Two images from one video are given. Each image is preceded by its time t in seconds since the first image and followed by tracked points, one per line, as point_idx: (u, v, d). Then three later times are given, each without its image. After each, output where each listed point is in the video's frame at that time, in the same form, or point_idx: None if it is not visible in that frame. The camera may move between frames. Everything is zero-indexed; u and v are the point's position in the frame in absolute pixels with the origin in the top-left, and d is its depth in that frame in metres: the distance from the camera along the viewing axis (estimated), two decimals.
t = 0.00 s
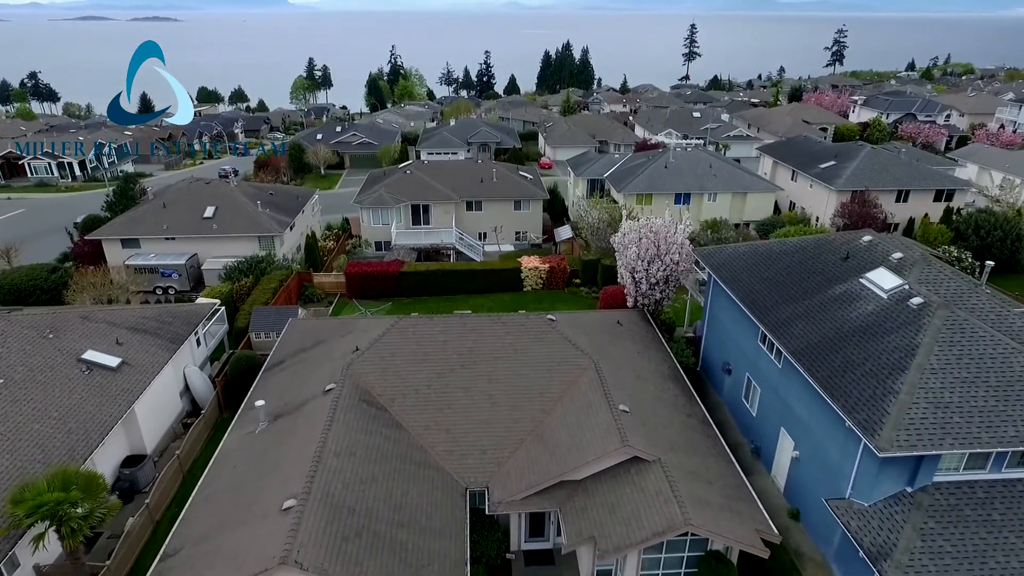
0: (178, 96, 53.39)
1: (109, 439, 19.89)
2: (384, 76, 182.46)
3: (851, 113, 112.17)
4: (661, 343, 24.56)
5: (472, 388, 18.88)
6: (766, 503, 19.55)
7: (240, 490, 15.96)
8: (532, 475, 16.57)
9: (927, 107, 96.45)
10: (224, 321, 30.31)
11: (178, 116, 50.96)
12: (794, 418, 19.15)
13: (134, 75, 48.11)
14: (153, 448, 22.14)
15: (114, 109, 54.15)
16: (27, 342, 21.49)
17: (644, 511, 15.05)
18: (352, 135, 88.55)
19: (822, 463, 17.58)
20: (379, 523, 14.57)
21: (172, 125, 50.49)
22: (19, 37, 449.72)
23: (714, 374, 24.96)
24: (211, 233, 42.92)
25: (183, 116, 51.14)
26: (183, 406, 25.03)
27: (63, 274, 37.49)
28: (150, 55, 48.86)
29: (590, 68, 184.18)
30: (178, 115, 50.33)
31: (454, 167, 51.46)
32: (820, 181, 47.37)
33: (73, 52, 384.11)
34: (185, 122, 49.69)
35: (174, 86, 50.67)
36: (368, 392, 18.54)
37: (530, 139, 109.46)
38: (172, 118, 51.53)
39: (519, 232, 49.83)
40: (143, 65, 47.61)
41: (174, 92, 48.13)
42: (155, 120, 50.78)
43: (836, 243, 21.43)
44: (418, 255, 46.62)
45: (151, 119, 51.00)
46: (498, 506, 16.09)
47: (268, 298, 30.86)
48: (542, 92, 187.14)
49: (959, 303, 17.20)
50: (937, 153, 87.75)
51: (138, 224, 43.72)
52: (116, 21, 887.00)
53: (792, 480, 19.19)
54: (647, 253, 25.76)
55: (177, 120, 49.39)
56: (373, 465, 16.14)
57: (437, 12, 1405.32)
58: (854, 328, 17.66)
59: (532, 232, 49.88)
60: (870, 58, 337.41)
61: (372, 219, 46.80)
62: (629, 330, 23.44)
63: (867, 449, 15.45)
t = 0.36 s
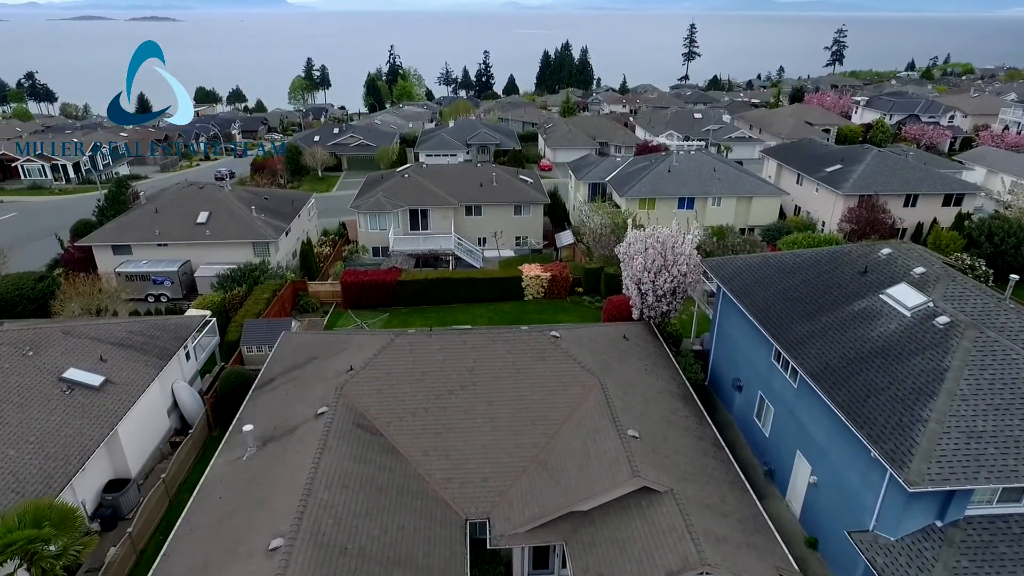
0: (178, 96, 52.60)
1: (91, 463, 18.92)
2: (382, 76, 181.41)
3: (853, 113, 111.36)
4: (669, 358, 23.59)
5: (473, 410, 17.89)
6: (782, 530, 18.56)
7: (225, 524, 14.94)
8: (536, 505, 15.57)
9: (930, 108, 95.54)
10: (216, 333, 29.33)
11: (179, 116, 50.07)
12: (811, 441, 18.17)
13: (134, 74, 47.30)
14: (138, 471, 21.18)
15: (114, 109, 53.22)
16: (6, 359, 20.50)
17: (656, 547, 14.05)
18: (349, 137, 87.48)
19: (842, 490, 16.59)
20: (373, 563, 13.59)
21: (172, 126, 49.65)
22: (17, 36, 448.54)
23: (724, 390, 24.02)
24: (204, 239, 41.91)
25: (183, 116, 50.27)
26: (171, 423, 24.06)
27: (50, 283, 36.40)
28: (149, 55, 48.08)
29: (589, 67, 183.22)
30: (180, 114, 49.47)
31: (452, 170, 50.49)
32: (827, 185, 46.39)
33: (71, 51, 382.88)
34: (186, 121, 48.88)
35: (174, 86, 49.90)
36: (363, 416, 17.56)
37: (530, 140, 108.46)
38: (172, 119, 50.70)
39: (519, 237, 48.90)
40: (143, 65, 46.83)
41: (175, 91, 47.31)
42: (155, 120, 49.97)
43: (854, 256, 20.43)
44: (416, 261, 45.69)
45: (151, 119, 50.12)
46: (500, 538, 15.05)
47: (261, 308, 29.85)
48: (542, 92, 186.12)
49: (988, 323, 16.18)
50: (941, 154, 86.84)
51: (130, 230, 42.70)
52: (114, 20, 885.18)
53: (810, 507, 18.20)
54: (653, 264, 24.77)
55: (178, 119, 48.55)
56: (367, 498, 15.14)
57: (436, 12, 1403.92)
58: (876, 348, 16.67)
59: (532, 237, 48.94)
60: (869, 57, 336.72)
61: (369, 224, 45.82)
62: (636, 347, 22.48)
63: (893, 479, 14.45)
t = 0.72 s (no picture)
0: (178, 96, 51.56)
1: (72, 489, 17.87)
2: (383, 74, 180.14)
3: (859, 112, 109.99)
4: (682, 374, 22.47)
5: (477, 436, 16.76)
6: (805, 561, 17.43)
7: (209, 563, 13.83)
8: (545, 541, 14.39)
9: (938, 107, 94.19)
10: (208, 343, 28.30)
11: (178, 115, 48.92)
12: (837, 467, 17.03)
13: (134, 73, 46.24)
14: (124, 494, 20.16)
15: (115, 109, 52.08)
16: None
17: None
18: (349, 136, 86.23)
19: (873, 523, 15.45)
20: None
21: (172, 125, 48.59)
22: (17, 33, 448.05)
23: (739, 407, 22.91)
24: (199, 244, 40.80)
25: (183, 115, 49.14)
26: (159, 440, 22.97)
27: (38, 290, 35.25)
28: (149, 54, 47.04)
29: (591, 64, 181.82)
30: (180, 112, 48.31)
31: (454, 172, 49.31)
32: (838, 188, 45.18)
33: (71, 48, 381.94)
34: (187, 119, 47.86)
35: (174, 85, 48.90)
36: (359, 442, 16.45)
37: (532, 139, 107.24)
38: (171, 119, 49.62)
39: (523, 240, 47.74)
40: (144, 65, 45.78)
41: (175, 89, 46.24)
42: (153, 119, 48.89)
43: (881, 269, 19.27)
44: (417, 265, 44.45)
45: (150, 119, 49.13)
46: None
47: (256, 318, 28.72)
48: (543, 90, 184.71)
49: None
50: (949, 154, 85.53)
51: (123, 234, 41.56)
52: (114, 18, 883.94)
53: (835, 537, 17.08)
54: (665, 274, 23.62)
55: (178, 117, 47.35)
56: (362, 536, 14.01)
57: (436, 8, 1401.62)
58: (909, 371, 15.52)
59: (536, 241, 47.78)
60: (873, 55, 335.15)
61: (368, 228, 44.66)
62: (647, 364, 21.37)
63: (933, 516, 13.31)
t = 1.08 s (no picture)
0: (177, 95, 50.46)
1: (52, 511, 16.76)
2: (383, 65, 178.22)
3: (865, 104, 108.37)
4: (697, 385, 21.35)
5: (483, 458, 15.63)
6: None
7: None
8: None
9: (947, 99, 92.60)
10: (202, 348, 27.22)
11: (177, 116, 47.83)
12: (866, 491, 15.88)
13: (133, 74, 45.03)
14: (110, 514, 19.07)
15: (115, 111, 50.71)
16: None
17: None
18: (348, 129, 84.65)
19: (908, 554, 14.32)
20: None
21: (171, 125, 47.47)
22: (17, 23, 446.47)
23: (757, 420, 21.83)
24: (194, 242, 39.62)
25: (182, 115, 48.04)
26: (150, 453, 21.88)
27: (26, 293, 34.00)
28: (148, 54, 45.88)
29: (593, 55, 179.83)
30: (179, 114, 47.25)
31: (455, 167, 47.96)
32: (850, 184, 43.88)
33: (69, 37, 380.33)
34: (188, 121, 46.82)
35: (174, 85, 47.82)
36: (358, 466, 15.35)
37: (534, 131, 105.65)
38: (169, 119, 48.45)
39: (526, 238, 46.54)
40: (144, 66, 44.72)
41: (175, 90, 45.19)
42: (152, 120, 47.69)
43: (914, 278, 18.09)
44: (418, 264, 43.26)
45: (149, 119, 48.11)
46: None
47: (251, 323, 27.57)
48: (544, 81, 182.74)
49: None
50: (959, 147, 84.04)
51: (115, 232, 40.35)
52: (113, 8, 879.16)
53: (863, 565, 15.99)
54: (679, 280, 22.41)
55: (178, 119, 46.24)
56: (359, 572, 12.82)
57: None
58: (950, 392, 14.37)
59: (540, 238, 46.56)
60: (876, 46, 332.42)
61: (368, 225, 43.47)
62: (662, 376, 20.22)
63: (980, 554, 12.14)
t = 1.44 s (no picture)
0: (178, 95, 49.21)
1: (27, 543, 15.52)
2: (383, 54, 176.06)
3: (874, 93, 106.45)
4: (718, 398, 20.05)
5: (493, 487, 14.20)
6: None
7: None
8: None
9: (959, 89, 90.65)
10: (193, 354, 25.98)
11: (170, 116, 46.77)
12: (909, 523, 14.56)
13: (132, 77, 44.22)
14: (92, 539, 17.90)
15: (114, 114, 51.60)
16: None
17: None
18: (347, 119, 82.93)
19: None
20: None
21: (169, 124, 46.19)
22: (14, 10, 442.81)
23: (781, 436, 20.57)
24: (188, 239, 38.23)
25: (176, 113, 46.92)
26: (136, 469, 20.65)
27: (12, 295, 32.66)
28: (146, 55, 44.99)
29: (595, 43, 177.56)
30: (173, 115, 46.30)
31: (457, 161, 46.50)
32: (867, 178, 42.31)
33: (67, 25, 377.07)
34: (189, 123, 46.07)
35: (175, 86, 46.66)
36: (354, 497, 13.95)
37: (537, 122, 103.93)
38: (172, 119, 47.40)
39: (531, 233, 45.16)
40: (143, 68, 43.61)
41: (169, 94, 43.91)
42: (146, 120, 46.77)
43: (958, 289, 16.72)
44: (419, 261, 41.89)
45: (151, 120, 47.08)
46: None
47: (245, 327, 26.25)
48: (546, 70, 180.48)
49: None
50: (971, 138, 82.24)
51: (106, 228, 38.92)
52: None
53: None
54: (698, 286, 21.08)
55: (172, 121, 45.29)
56: None
57: None
58: (1006, 418, 13.02)
59: (545, 234, 45.18)
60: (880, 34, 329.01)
61: (368, 221, 42.06)
62: (682, 391, 18.87)
63: None
